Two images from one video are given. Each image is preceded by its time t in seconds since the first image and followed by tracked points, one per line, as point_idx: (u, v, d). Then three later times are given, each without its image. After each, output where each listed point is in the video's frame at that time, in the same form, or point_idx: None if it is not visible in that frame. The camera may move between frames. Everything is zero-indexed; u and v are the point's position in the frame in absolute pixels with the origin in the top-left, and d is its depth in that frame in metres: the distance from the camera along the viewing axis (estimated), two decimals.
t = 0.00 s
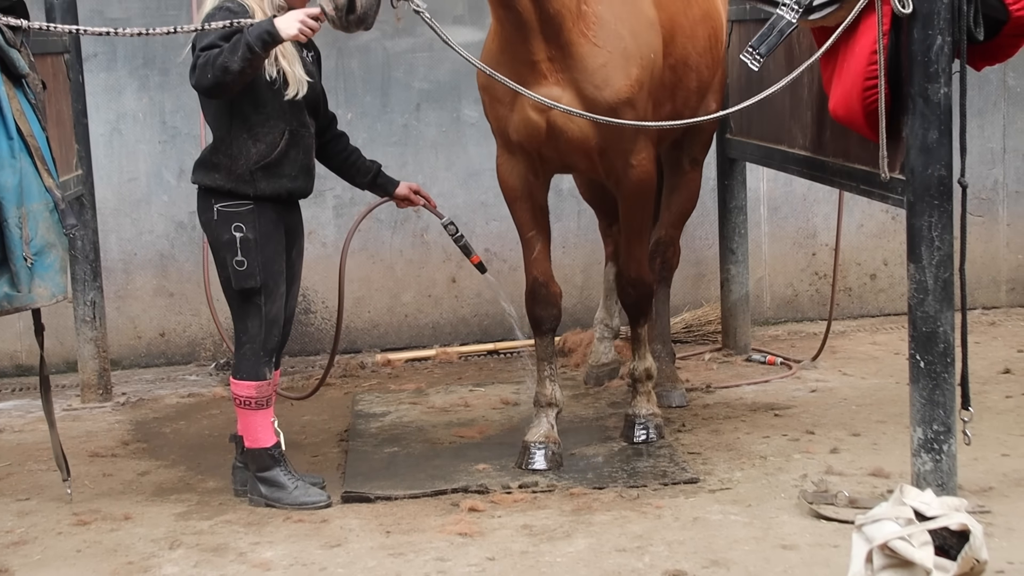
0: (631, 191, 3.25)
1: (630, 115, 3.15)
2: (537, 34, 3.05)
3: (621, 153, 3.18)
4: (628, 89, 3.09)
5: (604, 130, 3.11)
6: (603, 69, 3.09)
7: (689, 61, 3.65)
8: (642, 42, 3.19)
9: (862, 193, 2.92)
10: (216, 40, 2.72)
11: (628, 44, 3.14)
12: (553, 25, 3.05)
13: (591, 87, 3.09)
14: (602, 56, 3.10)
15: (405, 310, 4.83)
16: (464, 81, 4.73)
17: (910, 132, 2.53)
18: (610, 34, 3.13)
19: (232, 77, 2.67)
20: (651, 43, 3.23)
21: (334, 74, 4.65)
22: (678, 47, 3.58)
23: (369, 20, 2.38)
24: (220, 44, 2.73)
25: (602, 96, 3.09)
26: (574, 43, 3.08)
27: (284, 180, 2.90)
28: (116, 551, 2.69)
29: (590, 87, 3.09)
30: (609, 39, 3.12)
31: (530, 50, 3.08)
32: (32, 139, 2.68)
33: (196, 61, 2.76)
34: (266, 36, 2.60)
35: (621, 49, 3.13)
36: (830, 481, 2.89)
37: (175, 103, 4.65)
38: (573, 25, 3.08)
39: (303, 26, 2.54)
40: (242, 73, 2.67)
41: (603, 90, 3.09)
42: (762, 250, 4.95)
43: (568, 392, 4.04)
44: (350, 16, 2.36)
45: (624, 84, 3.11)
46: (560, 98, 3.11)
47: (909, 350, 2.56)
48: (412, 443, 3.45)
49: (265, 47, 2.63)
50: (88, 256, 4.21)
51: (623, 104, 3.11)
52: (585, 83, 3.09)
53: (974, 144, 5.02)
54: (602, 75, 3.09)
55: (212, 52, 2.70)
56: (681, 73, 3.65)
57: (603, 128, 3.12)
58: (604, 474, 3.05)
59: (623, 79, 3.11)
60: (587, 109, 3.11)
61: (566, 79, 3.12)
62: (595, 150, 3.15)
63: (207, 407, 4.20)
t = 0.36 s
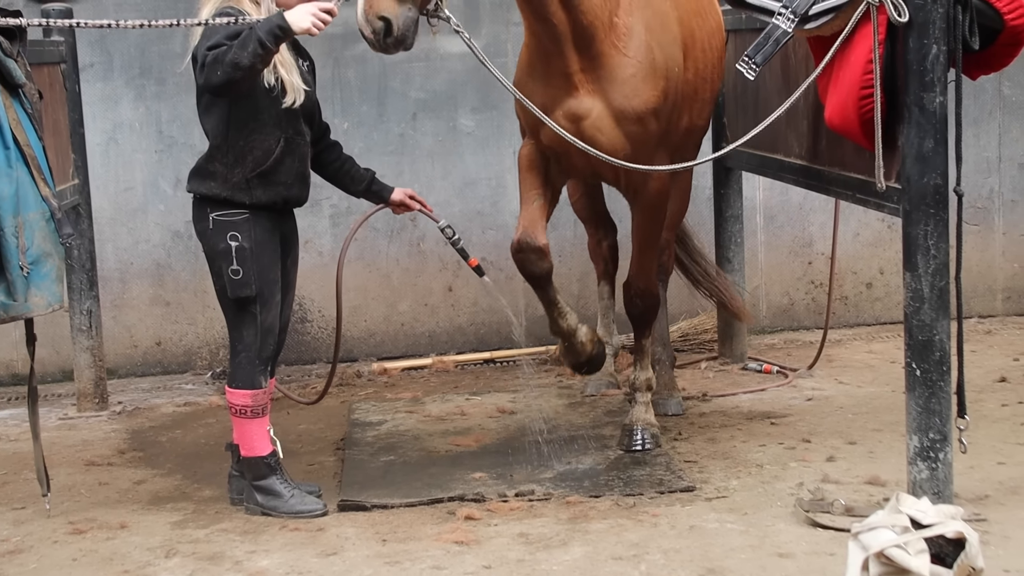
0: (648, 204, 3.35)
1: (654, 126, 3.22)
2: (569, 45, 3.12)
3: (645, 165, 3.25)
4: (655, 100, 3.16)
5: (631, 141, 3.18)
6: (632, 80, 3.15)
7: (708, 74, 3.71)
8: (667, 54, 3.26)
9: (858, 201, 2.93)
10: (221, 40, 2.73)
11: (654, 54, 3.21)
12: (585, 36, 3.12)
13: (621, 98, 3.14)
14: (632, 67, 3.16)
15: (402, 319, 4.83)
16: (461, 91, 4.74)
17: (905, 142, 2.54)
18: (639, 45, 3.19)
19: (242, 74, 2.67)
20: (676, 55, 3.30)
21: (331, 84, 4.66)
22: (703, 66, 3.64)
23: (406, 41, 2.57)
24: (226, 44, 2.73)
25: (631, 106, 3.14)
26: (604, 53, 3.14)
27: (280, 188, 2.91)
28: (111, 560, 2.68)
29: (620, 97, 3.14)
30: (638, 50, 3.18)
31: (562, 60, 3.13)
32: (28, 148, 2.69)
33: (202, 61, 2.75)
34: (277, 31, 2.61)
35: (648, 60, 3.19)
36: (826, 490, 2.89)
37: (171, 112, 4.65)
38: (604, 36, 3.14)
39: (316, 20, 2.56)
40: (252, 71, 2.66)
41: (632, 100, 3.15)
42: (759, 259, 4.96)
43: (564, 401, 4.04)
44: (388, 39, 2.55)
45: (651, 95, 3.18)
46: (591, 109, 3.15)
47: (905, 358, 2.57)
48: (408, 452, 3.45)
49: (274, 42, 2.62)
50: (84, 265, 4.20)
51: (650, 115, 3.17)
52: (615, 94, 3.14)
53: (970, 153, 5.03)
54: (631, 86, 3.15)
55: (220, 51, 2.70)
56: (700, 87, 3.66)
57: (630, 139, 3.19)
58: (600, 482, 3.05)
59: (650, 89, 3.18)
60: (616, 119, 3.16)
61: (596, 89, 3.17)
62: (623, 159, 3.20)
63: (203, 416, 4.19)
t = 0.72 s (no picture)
0: (649, 200, 3.44)
1: (659, 121, 3.34)
2: (580, 44, 3.23)
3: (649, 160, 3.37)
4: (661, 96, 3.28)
5: (637, 135, 3.31)
6: (638, 76, 3.27)
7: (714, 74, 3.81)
8: (673, 52, 3.38)
9: (846, 205, 2.94)
10: (220, 43, 2.73)
11: (661, 51, 3.33)
12: (596, 35, 3.22)
13: (628, 94, 3.26)
14: (639, 64, 3.28)
15: (392, 322, 4.83)
16: (451, 94, 4.74)
17: (893, 145, 2.54)
18: (647, 43, 3.31)
19: (247, 74, 2.66)
20: (681, 53, 3.42)
21: (321, 87, 4.66)
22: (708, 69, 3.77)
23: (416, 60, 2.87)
24: (225, 46, 2.73)
25: (638, 101, 3.27)
26: (613, 51, 3.26)
27: (272, 190, 2.91)
28: (100, 563, 2.67)
29: (627, 93, 3.26)
30: (645, 48, 3.30)
31: (573, 58, 3.25)
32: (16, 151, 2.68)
33: (200, 65, 2.73)
34: (284, 30, 2.63)
35: (655, 57, 3.31)
36: (815, 493, 2.89)
37: (161, 115, 4.64)
38: (612, 34, 3.26)
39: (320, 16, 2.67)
40: (257, 71, 2.66)
41: (638, 96, 3.28)
42: (749, 262, 4.97)
43: (554, 404, 4.04)
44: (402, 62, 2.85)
45: (657, 91, 3.30)
46: (599, 105, 3.28)
47: (893, 361, 2.57)
48: (398, 455, 3.45)
49: (279, 42, 2.64)
50: (73, 268, 4.18)
51: (655, 111, 3.30)
52: (622, 90, 3.27)
53: (959, 157, 5.05)
54: (638, 82, 3.27)
55: (222, 53, 2.69)
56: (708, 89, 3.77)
57: (636, 134, 3.31)
58: (590, 485, 3.05)
59: (656, 85, 3.30)
60: (622, 115, 3.28)
61: (605, 85, 3.29)
62: (628, 154, 3.32)
63: (193, 419, 4.18)
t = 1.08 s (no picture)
0: (636, 194, 3.43)
1: (641, 115, 3.36)
2: (561, 42, 3.28)
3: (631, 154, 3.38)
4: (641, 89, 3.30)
5: (617, 129, 3.33)
6: (619, 72, 3.30)
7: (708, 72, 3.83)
8: (657, 48, 3.40)
9: (837, 203, 2.94)
10: (215, 40, 2.73)
11: (643, 47, 3.35)
12: (577, 32, 3.27)
13: (607, 89, 3.29)
14: (620, 60, 3.31)
15: (384, 320, 4.83)
16: (442, 92, 4.74)
17: (884, 143, 2.55)
18: (629, 39, 3.34)
19: (249, 70, 2.66)
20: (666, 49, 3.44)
21: (312, 84, 4.65)
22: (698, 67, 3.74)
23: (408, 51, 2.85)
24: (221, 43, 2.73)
25: (617, 97, 3.29)
26: (595, 48, 3.30)
27: (267, 185, 2.92)
28: (90, 561, 2.67)
29: (606, 88, 3.29)
30: (628, 45, 3.33)
31: (557, 56, 3.31)
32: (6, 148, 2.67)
33: (198, 62, 2.72)
34: (284, 24, 2.65)
35: (637, 53, 3.34)
36: (805, 491, 2.90)
37: (152, 112, 4.63)
38: (595, 32, 3.30)
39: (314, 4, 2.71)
40: (259, 65, 2.67)
41: (618, 91, 3.30)
42: (740, 261, 4.97)
43: (544, 402, 4.05)
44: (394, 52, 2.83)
45: (638, 85, 3.32)
46: (580, 101, 3.32)
47: (883, 360, 2.58)
48: (389, 453, 3.44)
49: (279, 35, 2.65)
50: (64, 266, 4.17)
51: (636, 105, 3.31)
52: (603, 85, 3.30)
53: (949, 155, 5.06)
54: (619, 78, 3.30)
55: (220, 48, 2.69)
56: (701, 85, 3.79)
57: (616, 128, 3.34)
58: (581, 483, 3.05)
59: (636, 80, 3.32)
60: (603, 109, 3.31)
61: (587, 82, 3.33)
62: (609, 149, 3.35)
63: (184, 417, 4.17)
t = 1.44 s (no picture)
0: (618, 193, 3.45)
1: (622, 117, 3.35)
2: (540, 54, 3.30)
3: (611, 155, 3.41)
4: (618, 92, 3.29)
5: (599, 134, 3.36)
6: (597, 79, 3.29)
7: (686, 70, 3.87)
8: (635, 50, 3.39)
9: (832, 203, 2.94)
10: (223, 41, 2.73)
11: (619, 50, 3.34)
12: (554, 43, 3.29)
13: (585, 96, 3.29)
14: (597, 67, 3.30)
15: (380, 320, 4.82)
16: (438, 92, 4.73)
17: (879, 143, 2.55)
18: (606, 44, 3.33)
19: (263, 66, 2.68)
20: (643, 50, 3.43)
21: (307, 85, 4.64)
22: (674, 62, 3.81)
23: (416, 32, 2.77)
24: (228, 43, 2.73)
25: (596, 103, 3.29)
26: (572, 58, 3.30)
27: (274, 185, 2.96)
28: (86, 562, 2.66)
29: (583, 95, 3.29)
30: (605, 50, 3.32)
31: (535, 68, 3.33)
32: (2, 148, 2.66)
33: (210, 66, 2.71)
34: (293, 18, 2.68)
35: (614, 57, 3.32)
36: (801, 491, 2.90)
37: (148, 113, 4.62)
38: (572, 43, 3.31)
39: None
40: (272, 62, 2.68)
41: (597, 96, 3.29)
42: (736, 261, 4.98)
43: (540, 402, 4.05)
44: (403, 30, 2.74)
45: (617, 89, 3.31)
46: (560, 111, 3.35)
47: (879, 360, 2.58)
48: (384, 454, 3.44)
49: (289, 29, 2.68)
50: (59, 266, 4.16)
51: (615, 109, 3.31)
52: (580, 93, 3.30)
53: (945, 155, 5.06)
54: (597, 84, 3.29)
55: (229, 48, 2.69)
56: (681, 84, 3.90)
57: (597, 132, 3.36)
58: (578, 484, 3.04)
59: (615, 83, 3.31)
60: (582, 117, 3.33)
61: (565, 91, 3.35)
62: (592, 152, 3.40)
63: (180, 418, 4.17)
